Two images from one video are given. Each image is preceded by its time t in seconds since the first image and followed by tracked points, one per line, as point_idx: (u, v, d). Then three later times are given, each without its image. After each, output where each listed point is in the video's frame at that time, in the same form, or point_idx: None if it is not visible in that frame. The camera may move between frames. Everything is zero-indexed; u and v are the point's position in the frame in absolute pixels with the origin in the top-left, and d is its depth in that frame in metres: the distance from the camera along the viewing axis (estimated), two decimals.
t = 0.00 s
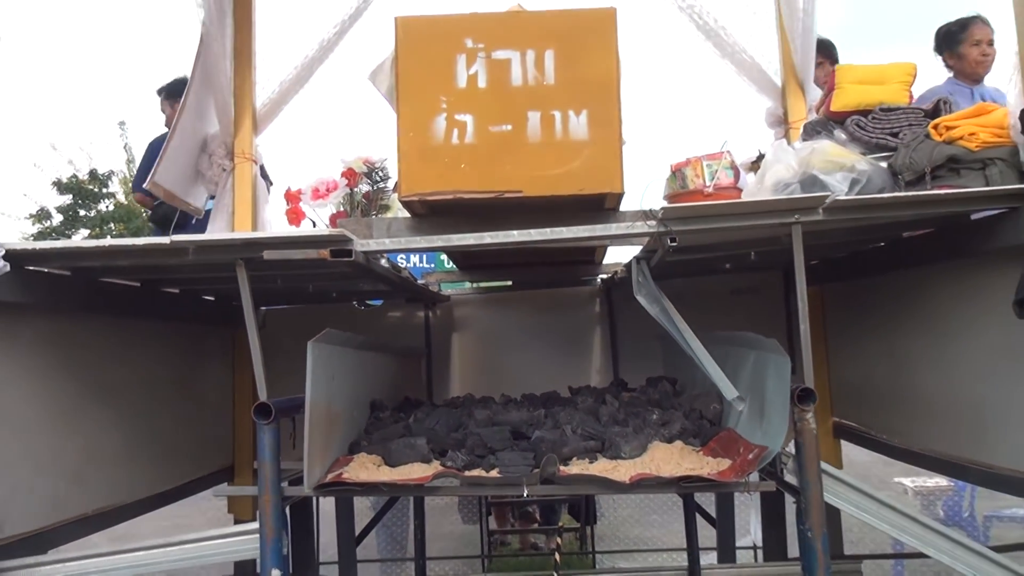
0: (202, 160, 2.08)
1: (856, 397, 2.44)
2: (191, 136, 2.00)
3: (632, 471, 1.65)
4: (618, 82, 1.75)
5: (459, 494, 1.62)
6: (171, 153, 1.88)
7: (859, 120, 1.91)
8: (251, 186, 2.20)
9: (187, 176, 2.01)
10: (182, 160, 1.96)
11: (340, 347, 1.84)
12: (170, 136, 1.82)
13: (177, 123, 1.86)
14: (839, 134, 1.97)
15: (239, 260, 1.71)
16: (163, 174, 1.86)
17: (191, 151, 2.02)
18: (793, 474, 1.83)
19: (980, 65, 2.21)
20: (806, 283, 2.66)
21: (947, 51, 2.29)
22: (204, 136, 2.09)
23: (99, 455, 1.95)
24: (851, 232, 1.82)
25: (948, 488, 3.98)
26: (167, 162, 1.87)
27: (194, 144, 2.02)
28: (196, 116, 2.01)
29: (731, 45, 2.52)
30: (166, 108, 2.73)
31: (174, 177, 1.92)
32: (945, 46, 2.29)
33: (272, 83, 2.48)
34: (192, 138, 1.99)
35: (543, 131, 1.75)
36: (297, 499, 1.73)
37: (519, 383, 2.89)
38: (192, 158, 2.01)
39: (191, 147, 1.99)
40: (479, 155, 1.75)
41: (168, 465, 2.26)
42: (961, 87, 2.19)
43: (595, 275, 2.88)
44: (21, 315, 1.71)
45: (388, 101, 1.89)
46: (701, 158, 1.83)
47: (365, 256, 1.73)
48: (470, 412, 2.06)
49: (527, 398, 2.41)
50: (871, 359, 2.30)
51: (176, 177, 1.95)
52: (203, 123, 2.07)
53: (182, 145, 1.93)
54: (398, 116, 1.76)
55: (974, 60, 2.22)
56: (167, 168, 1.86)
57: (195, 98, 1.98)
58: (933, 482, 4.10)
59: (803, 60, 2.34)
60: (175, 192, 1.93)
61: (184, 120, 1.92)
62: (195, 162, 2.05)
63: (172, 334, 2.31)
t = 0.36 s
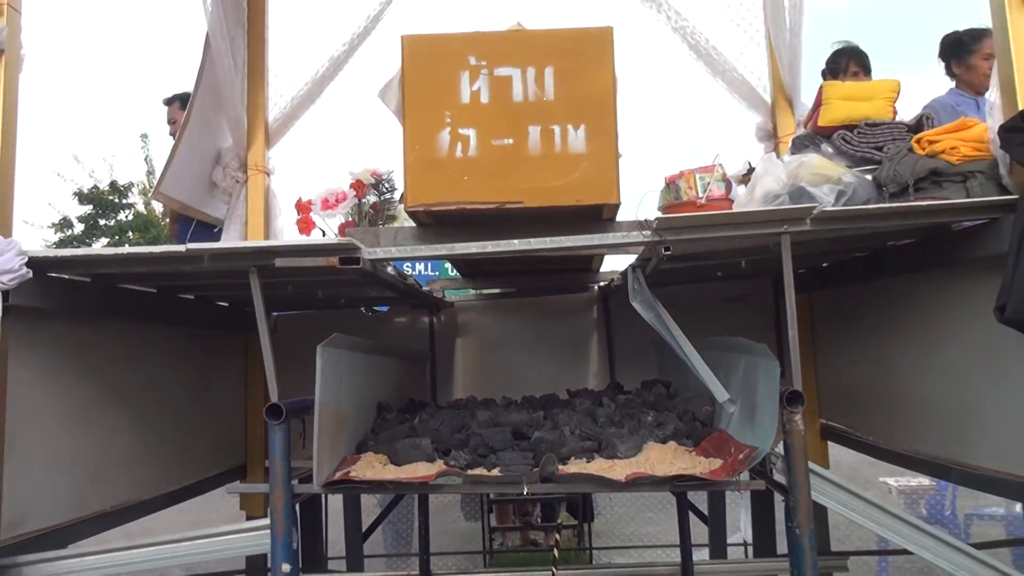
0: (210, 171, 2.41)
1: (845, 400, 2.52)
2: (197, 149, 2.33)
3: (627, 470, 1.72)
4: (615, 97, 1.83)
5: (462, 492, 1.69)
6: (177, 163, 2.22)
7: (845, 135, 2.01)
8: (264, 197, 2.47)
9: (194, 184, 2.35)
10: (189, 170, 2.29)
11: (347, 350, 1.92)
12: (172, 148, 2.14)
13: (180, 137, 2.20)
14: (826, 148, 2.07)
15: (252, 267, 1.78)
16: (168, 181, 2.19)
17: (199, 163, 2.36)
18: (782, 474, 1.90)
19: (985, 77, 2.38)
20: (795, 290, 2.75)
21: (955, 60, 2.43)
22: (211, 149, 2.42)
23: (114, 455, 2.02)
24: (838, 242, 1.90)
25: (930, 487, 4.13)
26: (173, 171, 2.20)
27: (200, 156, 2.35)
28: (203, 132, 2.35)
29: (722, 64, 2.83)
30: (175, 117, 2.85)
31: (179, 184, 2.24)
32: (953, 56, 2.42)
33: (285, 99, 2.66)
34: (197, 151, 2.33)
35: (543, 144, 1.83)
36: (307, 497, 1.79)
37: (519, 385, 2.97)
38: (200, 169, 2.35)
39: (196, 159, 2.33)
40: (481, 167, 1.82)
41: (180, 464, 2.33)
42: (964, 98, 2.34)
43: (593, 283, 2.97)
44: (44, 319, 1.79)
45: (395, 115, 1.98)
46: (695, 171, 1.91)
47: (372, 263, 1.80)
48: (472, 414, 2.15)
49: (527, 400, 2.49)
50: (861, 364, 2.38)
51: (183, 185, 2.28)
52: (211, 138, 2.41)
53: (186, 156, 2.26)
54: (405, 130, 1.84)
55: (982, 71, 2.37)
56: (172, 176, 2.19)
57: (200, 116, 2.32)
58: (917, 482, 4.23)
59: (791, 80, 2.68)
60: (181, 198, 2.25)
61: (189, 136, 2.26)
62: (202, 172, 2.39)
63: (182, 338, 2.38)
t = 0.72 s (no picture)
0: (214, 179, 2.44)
1: (834, 403, 2.61)
2: (203, 159, 2.35)
3: (622, 470, 1.79)
4: (610, 111, 1.91)
5: (463, 490, 1.77)
6: (186, 174, 2.23)
7: (831, 149, 2.11)
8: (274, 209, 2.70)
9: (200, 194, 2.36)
10: (196, 180, 2.31)
11: (353, 354, 1.99)
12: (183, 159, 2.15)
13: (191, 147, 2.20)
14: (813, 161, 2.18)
15: (264, 274, 1.85)
16: (178, 192, 2.20)
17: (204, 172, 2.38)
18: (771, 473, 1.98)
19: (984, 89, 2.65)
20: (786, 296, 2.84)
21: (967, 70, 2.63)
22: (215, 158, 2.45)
23: (127, 454, 2.10)
24: (826, 250, 1.98)
25: (913, 487, 4.24)
26: (182, 182, 2.21)
27: (206, 166, 2.37)
28: (208, 142, 2.37)
29: (714, 81, 2.96)
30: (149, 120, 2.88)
31: (189, 194, 2.26)
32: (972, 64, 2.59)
33: (296, 112, 2.87)
34: (204, 161, 2.35)
35: (542, 157, 1.91)
36: (316, 494, 1.86)
37: (519, 388, 3.05)
38: (206, 178, 2.37)
39: (203, 169, 2.35)
40: (483, 179, 1.90)
41: (191, 463, 2.41)
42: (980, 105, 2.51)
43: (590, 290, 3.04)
44: (63, 324, 1.86)
45: (401, 128, 2.06)
46: (688, 182, 2.00)
47: (378, 270, 1.87)
48: (474, 415, 2.23)
49: (527, 402, 2.57)
50: (849, 368, 2.47)
51: (192, 194, 2.30)
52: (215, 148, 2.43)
53: (194, 166, 2.27)
54: (410, 143, 1.92)
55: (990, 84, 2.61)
56: (182, 186, 2.21)
57: (206, 126, 2.34)
58: (902, 483, 4.35)
59: (781, 97, 2.85)
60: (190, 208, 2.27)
61: (197, 146, 2.28)
62: (207, 182, 2.40)
63: (193, 341, 2.46)
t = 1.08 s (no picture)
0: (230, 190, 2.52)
1: (823, 406, 2.70)
2: (220, 172, 2.44)
3: (618, 469, 1.86)
4: (607, 125, 1.99)
5: (465, 487, 1.85)
6: (207, 188, 2.32)
7: (820, 162, 2.21)
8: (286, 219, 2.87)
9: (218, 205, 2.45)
10: (216, 193, 2.40)
11: (360, 356, 2.07)
12: (204, 175, 2.24)
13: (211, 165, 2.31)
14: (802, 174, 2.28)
15: (276, 280, 1.94)
16: (199, 204, 2.29)
17: (222, 183, 2.47)
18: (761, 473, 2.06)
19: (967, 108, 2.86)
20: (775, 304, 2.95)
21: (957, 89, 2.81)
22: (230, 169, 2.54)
23: (141, 452, 2.18)
24: (815, 259, 2.06)
25: (895, 488, 4.39)
26: (203, 195, 2.30)
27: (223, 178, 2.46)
28: (226, 155, 2.47)
29: (707, 96, 3.09)
30: (106, 121, 2.85)
31: (208, 206, 2.34)
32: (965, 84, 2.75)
33: (306, 124, 3.06)
34: (223, 173, 2.43)
35: (542, 169, 1.99)
36: (324, 492, 1.92)
37: (520, 391, 3.13)
38: (225, 190, 2.46)
39: (220, 181, 2.43)
40: (485, 190, 1.98)
41: (202, 461, 2.49)
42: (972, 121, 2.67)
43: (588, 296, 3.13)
44: (83, 327, 1.95)
45: (407, 141, 2.14)
46: (682, 194, 2.09)
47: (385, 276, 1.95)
48: (476, 416, 2.31)
49: (527, 403, 2.65)
50: (837, 372, 2.56)
51: (211, 206, 2.40)
52: (231, 160, 2.53)
53: (214, 180, 2.36)
54: (415, 156, 2.00)
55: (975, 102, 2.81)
56: (202, 200, 2.30)
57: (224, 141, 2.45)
58: (887, 484, 4.49)
59: (771, 114, 2.98)
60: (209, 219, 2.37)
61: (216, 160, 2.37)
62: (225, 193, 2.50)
63: (205, 343, 2.54)
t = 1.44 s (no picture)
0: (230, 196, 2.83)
1: (813, 409, 2.79)
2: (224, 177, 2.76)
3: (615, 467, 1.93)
4: (605, 137, 2.09)
5: (467, 483, 1.93)
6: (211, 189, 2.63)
7: (809, 174, 2.32)
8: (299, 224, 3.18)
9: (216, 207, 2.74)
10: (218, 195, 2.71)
11: (367, 357, 2.16)
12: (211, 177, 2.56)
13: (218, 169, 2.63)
14: (792, 186, 2.39)
15: (288, 284, 2.02)
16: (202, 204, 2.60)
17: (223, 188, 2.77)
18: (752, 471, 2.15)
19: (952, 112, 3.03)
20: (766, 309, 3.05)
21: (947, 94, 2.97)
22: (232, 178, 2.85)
23: (156, 447, 2.27)
24: (805, 266, 2.15)
25: (880, 486, 4.52)
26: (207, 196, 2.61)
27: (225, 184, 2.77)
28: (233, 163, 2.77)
29: (701, 111, 3.34)
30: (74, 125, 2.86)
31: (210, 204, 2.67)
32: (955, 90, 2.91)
33: (318, 136, 3.36)
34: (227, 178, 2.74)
35: (543, 179, 2.08)
36: (332, 487, 1.99)
37: (521, 391, 3.22)
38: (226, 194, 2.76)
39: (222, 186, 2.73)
40: (489, 198, 2.07)
41: (213, 457, 2.58)
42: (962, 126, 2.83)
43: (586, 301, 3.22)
44: (104, 327, 2.04)
45: (415, 152, 2.23)
46: (677, 204, 2.19)
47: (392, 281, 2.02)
48: (479, 415, 2.41)
49: (527, 403, 2.74)
50: (827, 375, 2.65)
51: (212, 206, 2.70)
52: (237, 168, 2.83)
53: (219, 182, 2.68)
54: (422, 165, 2.09)
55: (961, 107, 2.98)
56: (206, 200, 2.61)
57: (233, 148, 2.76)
58: (872, 483, 4.61)
59: (763, 127, 3.14)
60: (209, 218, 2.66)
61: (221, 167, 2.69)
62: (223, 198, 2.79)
63: (216, 344, 2.62)
